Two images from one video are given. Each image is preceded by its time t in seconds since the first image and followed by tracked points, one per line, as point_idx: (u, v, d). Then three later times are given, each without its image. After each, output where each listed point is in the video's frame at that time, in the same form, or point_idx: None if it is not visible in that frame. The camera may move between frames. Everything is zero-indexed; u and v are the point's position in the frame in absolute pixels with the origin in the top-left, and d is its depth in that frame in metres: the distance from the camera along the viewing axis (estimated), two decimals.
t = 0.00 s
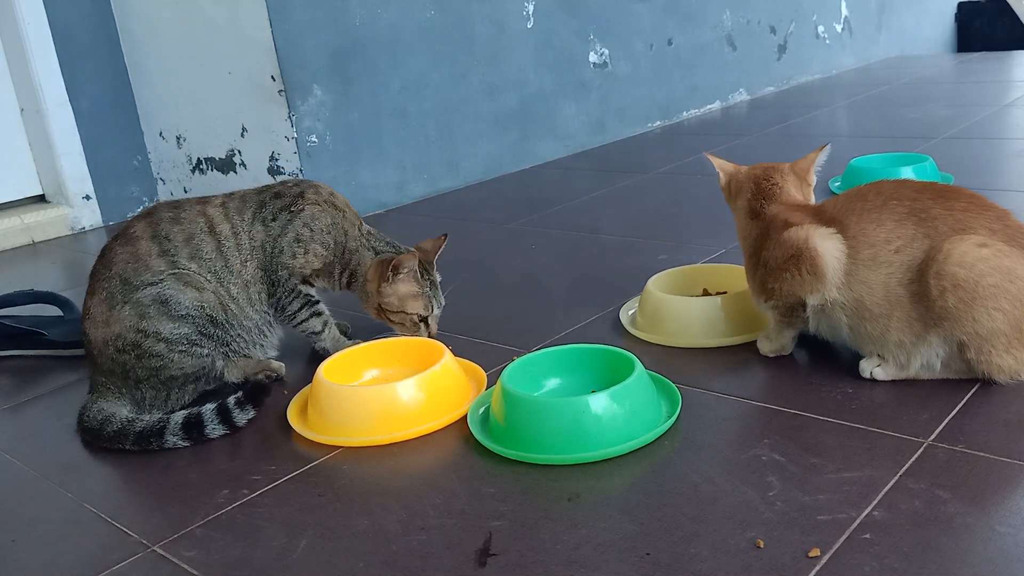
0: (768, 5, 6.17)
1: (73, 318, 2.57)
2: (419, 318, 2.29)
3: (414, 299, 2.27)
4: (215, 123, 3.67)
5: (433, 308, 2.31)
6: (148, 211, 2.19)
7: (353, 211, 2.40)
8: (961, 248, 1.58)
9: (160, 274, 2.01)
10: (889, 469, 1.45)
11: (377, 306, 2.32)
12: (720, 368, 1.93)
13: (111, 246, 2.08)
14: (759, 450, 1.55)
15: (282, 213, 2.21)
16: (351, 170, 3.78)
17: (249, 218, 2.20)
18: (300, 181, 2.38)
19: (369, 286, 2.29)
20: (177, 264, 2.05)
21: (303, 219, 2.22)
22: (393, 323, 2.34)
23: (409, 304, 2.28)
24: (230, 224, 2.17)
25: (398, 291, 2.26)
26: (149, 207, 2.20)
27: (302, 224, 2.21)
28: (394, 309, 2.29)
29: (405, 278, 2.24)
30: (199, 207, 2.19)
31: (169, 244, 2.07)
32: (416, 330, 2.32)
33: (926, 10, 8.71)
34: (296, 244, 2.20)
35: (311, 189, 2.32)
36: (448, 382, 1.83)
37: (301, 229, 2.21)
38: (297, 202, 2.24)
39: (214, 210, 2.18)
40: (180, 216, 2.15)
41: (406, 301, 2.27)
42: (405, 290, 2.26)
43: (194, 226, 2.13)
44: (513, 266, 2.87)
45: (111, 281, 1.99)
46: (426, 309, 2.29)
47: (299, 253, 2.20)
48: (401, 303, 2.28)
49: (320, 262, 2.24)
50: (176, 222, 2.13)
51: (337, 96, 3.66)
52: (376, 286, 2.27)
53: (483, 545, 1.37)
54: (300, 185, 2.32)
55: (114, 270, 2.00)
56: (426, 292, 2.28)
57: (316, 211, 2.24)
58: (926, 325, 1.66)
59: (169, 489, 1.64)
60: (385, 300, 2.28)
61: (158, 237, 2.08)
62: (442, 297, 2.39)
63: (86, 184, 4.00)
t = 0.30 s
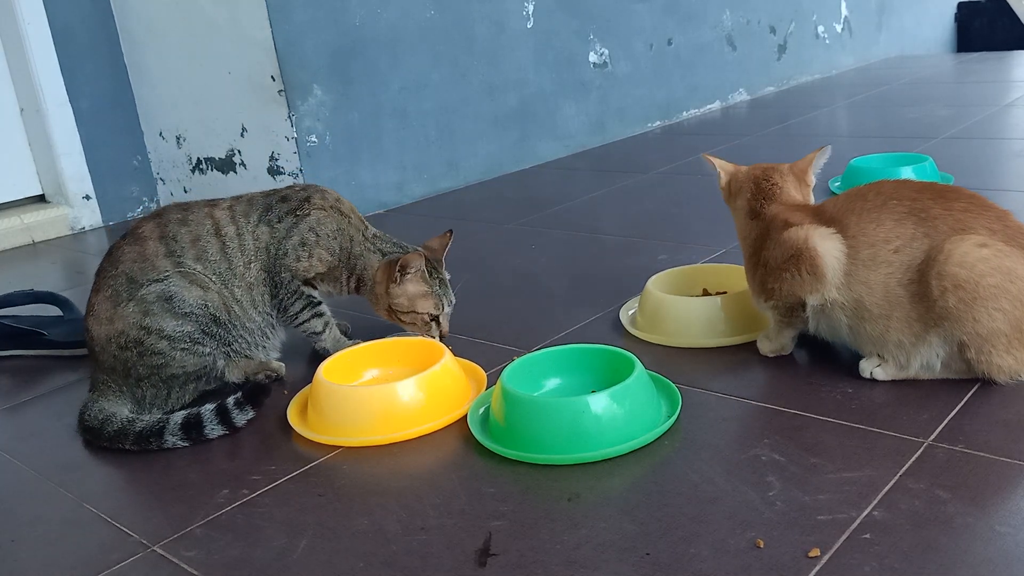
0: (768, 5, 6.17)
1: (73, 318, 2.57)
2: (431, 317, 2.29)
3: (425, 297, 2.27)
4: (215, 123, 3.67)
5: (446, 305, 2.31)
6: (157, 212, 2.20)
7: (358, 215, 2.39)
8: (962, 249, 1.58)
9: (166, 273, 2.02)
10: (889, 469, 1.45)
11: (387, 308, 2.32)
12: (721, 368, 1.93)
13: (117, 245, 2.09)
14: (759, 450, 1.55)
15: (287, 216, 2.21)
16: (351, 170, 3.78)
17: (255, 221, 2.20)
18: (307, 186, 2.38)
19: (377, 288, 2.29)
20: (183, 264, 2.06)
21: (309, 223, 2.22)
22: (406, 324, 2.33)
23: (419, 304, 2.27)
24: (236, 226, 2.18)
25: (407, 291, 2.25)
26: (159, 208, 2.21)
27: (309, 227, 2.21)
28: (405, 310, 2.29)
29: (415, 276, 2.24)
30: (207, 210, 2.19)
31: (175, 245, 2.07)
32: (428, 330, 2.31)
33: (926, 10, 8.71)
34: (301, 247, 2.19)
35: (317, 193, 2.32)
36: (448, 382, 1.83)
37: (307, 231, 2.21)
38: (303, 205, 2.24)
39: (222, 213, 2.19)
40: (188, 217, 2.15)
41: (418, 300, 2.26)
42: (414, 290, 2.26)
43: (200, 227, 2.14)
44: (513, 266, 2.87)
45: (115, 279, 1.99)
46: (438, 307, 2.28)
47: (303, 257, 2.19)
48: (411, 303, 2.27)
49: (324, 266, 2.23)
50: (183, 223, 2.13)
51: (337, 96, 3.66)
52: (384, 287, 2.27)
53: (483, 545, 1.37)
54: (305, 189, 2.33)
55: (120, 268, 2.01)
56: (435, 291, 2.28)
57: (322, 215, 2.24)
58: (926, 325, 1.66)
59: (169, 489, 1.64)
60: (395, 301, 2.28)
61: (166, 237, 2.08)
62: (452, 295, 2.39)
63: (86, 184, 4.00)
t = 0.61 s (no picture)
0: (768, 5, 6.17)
1: (73, 318, 2.57)
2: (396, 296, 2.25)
3: (388, 279, 2.22)
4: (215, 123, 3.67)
5: (409, 290, 2.25)
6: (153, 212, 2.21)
7: (346, 205, 2.37)
8: (963, 249, 1.58)
9: (165, 273, 2.02)
10: (889, 469, 1.45)
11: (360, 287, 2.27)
12: (721, 368, 1.93)
13: (115, 246, 2.10)
14: (759, 450, 1.55)
15: (280, 215, 2.21)
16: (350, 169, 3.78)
17: (249, 221, 2.19)
18: (297, 184, 2.38)
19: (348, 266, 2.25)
20: (181, 265, 2.06)
21: (307, 221, 2.21)
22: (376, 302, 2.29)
23: (386, 284, 2.23)
24: (230, 226, 2.18)
25: (371, 271, 2.20)
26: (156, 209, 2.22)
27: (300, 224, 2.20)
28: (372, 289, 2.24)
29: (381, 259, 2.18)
30: (202, 210, 2.20)
31: (172, 245, 2.08)
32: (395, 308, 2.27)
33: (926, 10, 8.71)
34: (294, 246, 2.18)
35: (308, 191, 2.31)
36: (449, 382, 1.83)
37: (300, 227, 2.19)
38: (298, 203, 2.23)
39: (216, 213, 2.19)
40: (185, 218, 2.16)
41: (379, 281, 2.22)
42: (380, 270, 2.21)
43: (196, 228, 2.14)
44: (513, 266, 2.87)
45: (114, 280, 1.99)
46: (400, 290, 2.24)
47: (297, 255, 2.18)
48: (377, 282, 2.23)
49: (319, 263, 2.21)
50: (180, 223, 2.14)
51: (337, 95, 3.66)
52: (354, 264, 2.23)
53: (482, 545, 1.37)
54: (298, 188, 2.32)
55: (118, 269, 2.01)
56: (403, 273, 2.23)
57: (311, 212, 2.23)
58: (926, 325, 1.66)
59: (169, 489, 1.64)
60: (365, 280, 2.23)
61: (163, 238, 2.09)
62: (429, 281, 2.33)
63: (86, 184, 4.00)
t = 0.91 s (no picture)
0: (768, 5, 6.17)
1: (73, 318, 2.57)
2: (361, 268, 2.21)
3: (354, 255, 2.18)
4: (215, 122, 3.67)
5: (373, 267, 2.23)
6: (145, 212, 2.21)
7: (326, 189, 2.30)
8: (964, 248, 1.58)
9: (161, 270, 2.02)
10: (889, 469, 1.45)
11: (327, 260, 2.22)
12: (721, 368, 1.93)
13: (111, 245, 2.10)
14: (760, 450, 1.55)
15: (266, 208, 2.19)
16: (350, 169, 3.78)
17: (239, 218, 2.18)
18: (279, 176, 2.35)
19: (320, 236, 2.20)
20: (177, 261, 2.06)
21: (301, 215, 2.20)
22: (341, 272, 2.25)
23: (352, 258, 2.18)
24: (220, 221, 2.17)
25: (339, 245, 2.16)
26: (147, 208, 2.23)
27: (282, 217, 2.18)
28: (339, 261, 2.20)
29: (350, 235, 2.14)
30: (193, 207, 2.20)
31: (166, 242, 2.08)
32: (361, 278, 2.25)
33: (926, 10, 8.71)
34: (279, 240, 2.16)
35: (291, 181, 2.28)
36: (448, 382, 1.83)
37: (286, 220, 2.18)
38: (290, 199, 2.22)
39: (206, 210, 2.19)
40: (176, 216, 2.16)
41: (345, 256, 2.18)
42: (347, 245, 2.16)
43: (188, 225, 2.14)
44: (513, 266, 2.87)
45: (111, 279, 1.99)
46: (364, 266, 2.21)
47: (285, 248, 2.16)
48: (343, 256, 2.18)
49: (305, 255, 2.19)
50: (172, 221, 2.14)
51: (337, 95, 3.66)
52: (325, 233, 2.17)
53: (482, 545, 1.37)
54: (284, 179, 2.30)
55: (114, 268, 2.01)
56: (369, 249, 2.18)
57: (292, 204, 2.20)
58: (926, 324, 1.66)
59: (169, 489, 1.64)
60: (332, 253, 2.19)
61: (157, 235, 2.09)
62: (397, 260, 2.30)
63: (86, 184, 4.00)
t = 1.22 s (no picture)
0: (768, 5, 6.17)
1: (73, 319, 2.57)
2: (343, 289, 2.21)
3: (337, 275, 2.17)
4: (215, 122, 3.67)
5: (355, 290, 2.22)
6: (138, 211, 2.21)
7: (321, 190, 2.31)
8: (964, 247, 1.58)
9: (158, 270, 2.02)
10: (889, 469, 1.45)
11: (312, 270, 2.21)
12: (721, 368, 1.93)
13: (107, 247, 2.10)
14: (760, 450, 1.55)
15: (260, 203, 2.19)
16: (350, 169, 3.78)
17: (232, 214, 2.18)
18: (274, 172, 2.35)
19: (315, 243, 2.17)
20: (173, 259, 2.06)
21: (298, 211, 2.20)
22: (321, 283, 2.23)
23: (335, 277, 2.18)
24: (213, 217, 2.16)
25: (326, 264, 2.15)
26: (140, 207, 2.22)
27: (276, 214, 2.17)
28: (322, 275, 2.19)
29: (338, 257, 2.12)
30: (185, 204, 2.19)
31: (162, 240, 2.08)
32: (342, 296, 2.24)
33: (927, 10, 8.71)
34: (275, 235, 2.15)
35: (286, 179, 2.28)
36: (448, 382, 1.83)
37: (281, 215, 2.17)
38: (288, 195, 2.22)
39: (199, 207, 2.18)
40: (170, 213, 2.16)
41: (329, 274, 2.17)
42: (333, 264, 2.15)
43: (183, 222, 2.14)
44: (513, 266, 2.87)
45: (109, 280, 2.00)
46: (346, 287, 2.21)
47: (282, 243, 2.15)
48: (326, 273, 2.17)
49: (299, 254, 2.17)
50: (167, 219, 2.14)
51: (337, 95, 3.66)
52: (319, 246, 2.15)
53: (483, 545, 1.37)
54: (278, 175, 2.30)
55: (111, 269, 2.01)
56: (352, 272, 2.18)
57: (283, 202, 2.20)
58: (926, 323, 1.66)
59: (169, 489, 1.64)
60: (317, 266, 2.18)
61: (151, 234, 2.09)
62: (381, 282, 2.30)
63: (86, 184, 4.00)
